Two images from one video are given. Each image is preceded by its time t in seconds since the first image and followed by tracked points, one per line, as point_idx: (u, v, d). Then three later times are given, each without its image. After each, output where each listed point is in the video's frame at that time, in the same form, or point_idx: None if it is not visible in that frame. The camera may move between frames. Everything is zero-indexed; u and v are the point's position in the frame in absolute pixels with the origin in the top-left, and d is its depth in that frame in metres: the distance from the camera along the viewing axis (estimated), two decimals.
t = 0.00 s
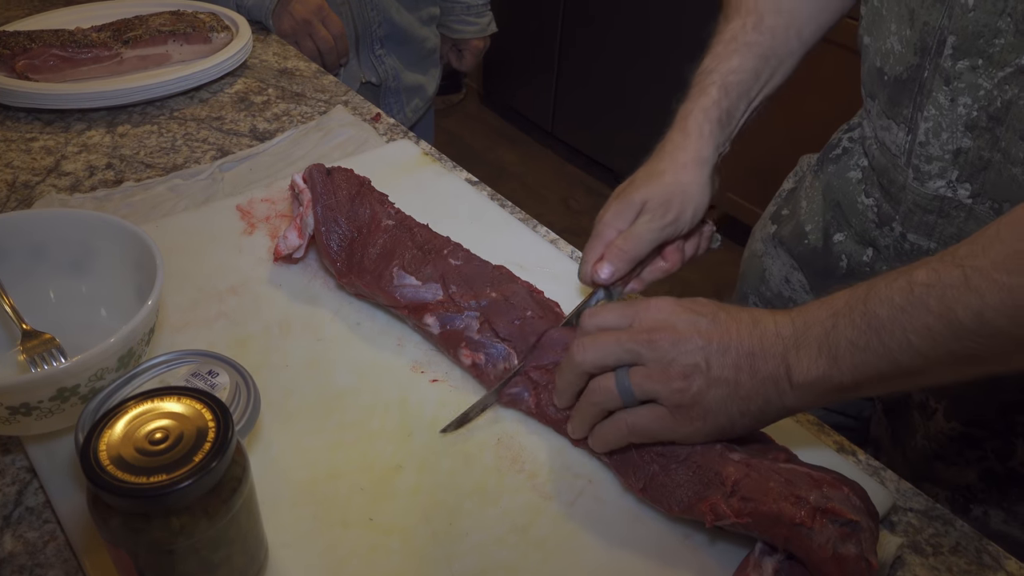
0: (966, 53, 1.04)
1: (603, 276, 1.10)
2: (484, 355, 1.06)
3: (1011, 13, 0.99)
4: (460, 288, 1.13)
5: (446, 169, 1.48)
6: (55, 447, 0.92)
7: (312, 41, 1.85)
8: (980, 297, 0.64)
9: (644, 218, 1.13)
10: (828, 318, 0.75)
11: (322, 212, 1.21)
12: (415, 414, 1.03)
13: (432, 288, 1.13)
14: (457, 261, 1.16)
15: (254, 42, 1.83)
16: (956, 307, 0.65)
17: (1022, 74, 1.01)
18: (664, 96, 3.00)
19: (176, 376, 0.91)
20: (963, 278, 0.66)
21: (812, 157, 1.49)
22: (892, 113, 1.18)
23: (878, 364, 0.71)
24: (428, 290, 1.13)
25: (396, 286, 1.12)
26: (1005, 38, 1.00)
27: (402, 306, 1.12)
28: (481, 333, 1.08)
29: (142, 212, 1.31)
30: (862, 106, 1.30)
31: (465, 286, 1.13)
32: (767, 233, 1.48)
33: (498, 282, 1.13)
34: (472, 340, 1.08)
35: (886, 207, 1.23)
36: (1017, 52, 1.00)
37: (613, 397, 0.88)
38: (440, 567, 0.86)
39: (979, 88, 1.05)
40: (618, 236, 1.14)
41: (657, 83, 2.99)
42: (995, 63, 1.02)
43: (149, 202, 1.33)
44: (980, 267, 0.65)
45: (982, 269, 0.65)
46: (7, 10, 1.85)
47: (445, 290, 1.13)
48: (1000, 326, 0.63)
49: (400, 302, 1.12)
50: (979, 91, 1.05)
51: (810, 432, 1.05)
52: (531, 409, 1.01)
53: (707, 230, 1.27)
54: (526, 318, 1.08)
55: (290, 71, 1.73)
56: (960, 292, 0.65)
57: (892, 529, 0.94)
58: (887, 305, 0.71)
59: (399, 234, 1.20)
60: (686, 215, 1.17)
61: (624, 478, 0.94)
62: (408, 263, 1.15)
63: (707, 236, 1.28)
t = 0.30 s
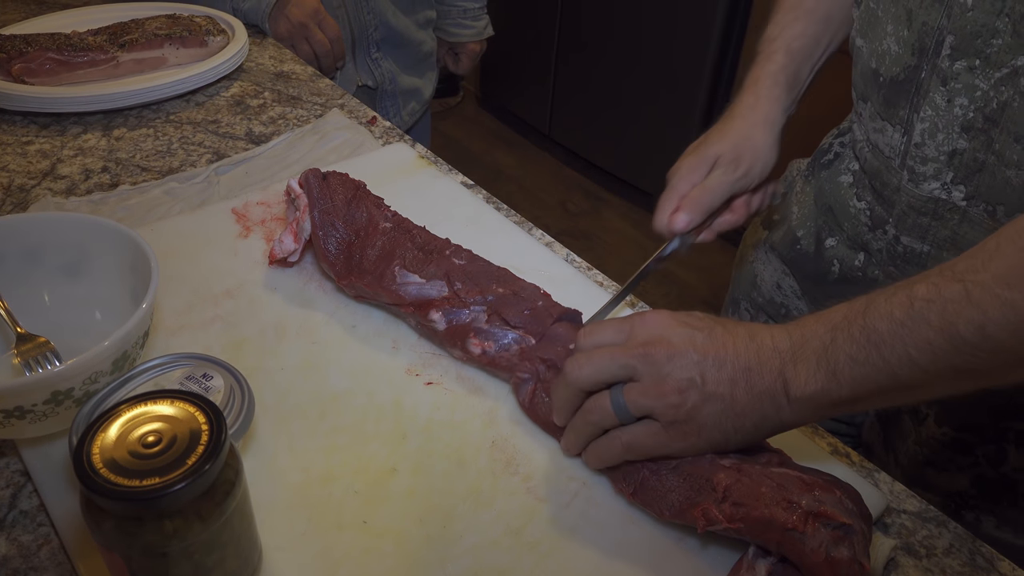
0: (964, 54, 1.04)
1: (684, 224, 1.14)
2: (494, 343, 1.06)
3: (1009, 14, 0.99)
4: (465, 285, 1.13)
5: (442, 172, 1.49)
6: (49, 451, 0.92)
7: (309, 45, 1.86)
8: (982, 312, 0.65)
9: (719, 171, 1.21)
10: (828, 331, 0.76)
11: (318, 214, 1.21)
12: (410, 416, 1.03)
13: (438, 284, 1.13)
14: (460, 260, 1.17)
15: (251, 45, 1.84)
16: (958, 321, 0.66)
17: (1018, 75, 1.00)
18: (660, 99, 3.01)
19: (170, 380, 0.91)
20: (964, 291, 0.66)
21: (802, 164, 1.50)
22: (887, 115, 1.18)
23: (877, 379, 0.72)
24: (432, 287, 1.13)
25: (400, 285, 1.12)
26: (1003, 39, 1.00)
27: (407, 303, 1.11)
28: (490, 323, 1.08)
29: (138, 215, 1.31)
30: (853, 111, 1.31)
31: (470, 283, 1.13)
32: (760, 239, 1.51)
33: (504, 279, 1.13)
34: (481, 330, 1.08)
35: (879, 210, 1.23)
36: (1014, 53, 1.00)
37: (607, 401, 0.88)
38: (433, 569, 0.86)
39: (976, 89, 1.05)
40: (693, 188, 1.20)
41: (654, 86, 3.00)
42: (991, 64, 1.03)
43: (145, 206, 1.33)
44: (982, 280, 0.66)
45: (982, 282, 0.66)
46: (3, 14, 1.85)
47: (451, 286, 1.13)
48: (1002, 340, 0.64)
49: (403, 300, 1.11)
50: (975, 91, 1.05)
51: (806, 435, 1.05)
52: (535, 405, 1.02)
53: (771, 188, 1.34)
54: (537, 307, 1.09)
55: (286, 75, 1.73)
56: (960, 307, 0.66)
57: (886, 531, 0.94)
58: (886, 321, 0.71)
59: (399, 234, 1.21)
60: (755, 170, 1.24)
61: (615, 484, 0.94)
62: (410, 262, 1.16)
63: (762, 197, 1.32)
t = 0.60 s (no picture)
0: (959, 56, 1.05)
1: (689, 143, 1.15)
2: (481, 357, 1.06)
3: (1004, 18, 1.00)
4: (455, 294, 1.13)
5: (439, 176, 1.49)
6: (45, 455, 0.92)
7: (307, 48, 1.86)
8: (963, 334, 0.61)
9: (738, 91, 1.23)
10: (806, 352, 0.73)
11: (315, 219, 1.21)
12: (407, 420, 1.03)
13: (429, 294, 1.13)
14: (451, 267, 1.17)
15: (248, 48, 1.84)
16: (938, 346, 0.62)
17: (1011, 79, 1.01)
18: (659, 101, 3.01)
19: (165, 384, 0.91)
20: (948, 316, 0.63)
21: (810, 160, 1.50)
22: (885, 113, 1.18)
23: (846, 401, 0.68)
24: (423, 296, 1.13)
25: (391, 293, 1.13)
26: (997, 42, 1.01)
27: (397, 312, 1.12)
28: (479, 336, 1.08)
29: (135, 218, 1.31)
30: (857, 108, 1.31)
31: (460, 291, 1.13)
32: (765, 236, 1.49)
33: (494, 287, 1.13)
34: (469, 343, 1.08)
35: (878, 209, 1.23)
36: (1008, 57, 1.01)
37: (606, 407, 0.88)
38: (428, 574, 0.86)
39: (970, 91, 1.06)
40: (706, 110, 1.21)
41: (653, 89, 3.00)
42: (986, 67, 1.03)
43: (142, 209, 1.33)
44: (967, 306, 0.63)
45: (967, 308, 0.62)
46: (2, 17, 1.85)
47: (440, 296, 1.13)
48: (984, 369, 0.60)
49: (394, 308, 1.12)
50: (970, 94, 1.06)
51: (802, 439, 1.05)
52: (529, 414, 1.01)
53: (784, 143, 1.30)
54: (524, 321, 1.09)
55: (284, 78, 1.74)
56: (944, 331, 0.62)
57: (883, 535, 0.94)
58: (864, 341, 0.67)
59: (395, 240, 1.21)
60: (772, 100, 1.26)
61: (613, 491, 0.94)
62: (402, 270, 1.16)
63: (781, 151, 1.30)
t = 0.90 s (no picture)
0: (957, 74, 1.05)
1: (667, 228, 1.10)
2: (471, 363, 1.06)
3: (1001, 36, 1.00)
4: (447, 300, 1.14)
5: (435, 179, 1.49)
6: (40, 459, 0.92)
7: (304, 51, 1.86)
8: (1002, 354, 0.64)
9: (710, 175, 1.16)
10: (843, 372, 0.76)
11: (311, 223, 1.22)
12: (402, 423, 1.03)
13: (420, 300, 1.13)
14: (444, 273, 1.17)
15: (244, 52, 1.84)
16: (978, 364, 0.65)
17: (1012, 97, 1.01)
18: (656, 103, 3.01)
19: (160, 388, 0.91)
20: (985, 337, 0.66)
21: (803, 167, 1.50)
22: (884, 130, 1.19)
23: (889, 420, 0.70)
24: (415, 302, 1.13)
25: (384, 299, 1.13)
26: (996, 60, 1.01)
27: (390, 318, 1.12)
28: (468, 343, 1.08)
29: (131, 222, 1.31)
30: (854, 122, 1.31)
31: (452, 298, 1.14)
32: (762, 243, 1.49)
33: (485, 293, 1.13)
34: (459, 350, 1.08)
35: (879, 222, 1.23)
36: (1008, 74, 1.00)
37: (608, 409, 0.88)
38: None
39: (970, 109, 1.05)
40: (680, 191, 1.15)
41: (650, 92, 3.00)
42: (985, 85, 1.03)
43: (138, 213, 1.33)
44: (1005, 325, 0.66)
45: (1004, 329, 0.65)
46: None
47: (432, 302, 1.13)
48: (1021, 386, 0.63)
49: (387, 314, 1.12)
50: (969, 111, 1.05)
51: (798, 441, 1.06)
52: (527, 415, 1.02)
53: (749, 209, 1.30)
54: (513, 327, 1.09)
55: (280, 81, 1.74)
56: (982, 351, 0.65)
57: (878, 536, 0.95)
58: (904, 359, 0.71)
59: (390, 244, 1.21)
60: (745, 179, 1.21)
61: (616, 488, 0.94)
62: (396, 275, 1.16)
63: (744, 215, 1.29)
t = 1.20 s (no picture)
0: (955, 76, 1.05)
1: (642, 224, 1.10)
2: (466, 368, 1.06)
3: (999, 39, 1.00)
4: (443, 304, 1.14)
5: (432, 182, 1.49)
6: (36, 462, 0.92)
7: (302, 54, 1.86)
8: (1009, 376, 0.64)
9: (686, 168, 1.19)
10: (846, 390, 0.76)
11: (307, 226, 1.22)
12: (397, 426, 1.03)
13: (416, 304, 1.13)
14: (440, 277, 1.17)
15: (242, 55, 1.84)
16: (985, 386, 0.65)
17: (1008, 100, 1.01)
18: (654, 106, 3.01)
19: (157, 392, 0.91)
20: (990, 354, 0.66)
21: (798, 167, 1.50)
22: (880, 129, 1.19)
23: (894, 441, 0.72)
24: (411, 307, 1.13)
25: (379, 302, 1.13)
26: (994, 62, 1.02)
27: (386, 322, 1.12)
28: (463, 348, 1.08)
29: (128, 225, 1.31)
30: (850, 120, 1.31)
31: (448, 302, 1.14)
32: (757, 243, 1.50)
33: (479, 297, 1.14)
34: (454, 356, 1.08)
35: (874, 222, 1.23)
36: (1004, 77, 1.01)
37: (605, 411, 0.88)
38: None
39: (966, 110, 1.06)
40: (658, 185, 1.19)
41: (648, 93, 3.01)
42: (982, 87, 1.03)
43: (135, 216, 1.34)
44: (1007, 337, 0.65)
45: (1010, 346, 0.64)
46: None
47: (428, 306, 1.13)
48: None
49: (383, 318, 1.12)
50: (966, 113, 1.06)
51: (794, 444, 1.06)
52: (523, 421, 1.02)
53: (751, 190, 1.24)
54: (506, 331, 1.09)
55: (278, 85, 1.74)
56: (987, 371, 0.65)
57: (874, 539, 0.95)
58: (908, 380, 0.71)
59: (387, 248, 1.21)
60: (721, 170, 1.21)
61: (613, 493, 0.94)
62: (392, 279, 1.16)
63: (752, 203, 1.25)
